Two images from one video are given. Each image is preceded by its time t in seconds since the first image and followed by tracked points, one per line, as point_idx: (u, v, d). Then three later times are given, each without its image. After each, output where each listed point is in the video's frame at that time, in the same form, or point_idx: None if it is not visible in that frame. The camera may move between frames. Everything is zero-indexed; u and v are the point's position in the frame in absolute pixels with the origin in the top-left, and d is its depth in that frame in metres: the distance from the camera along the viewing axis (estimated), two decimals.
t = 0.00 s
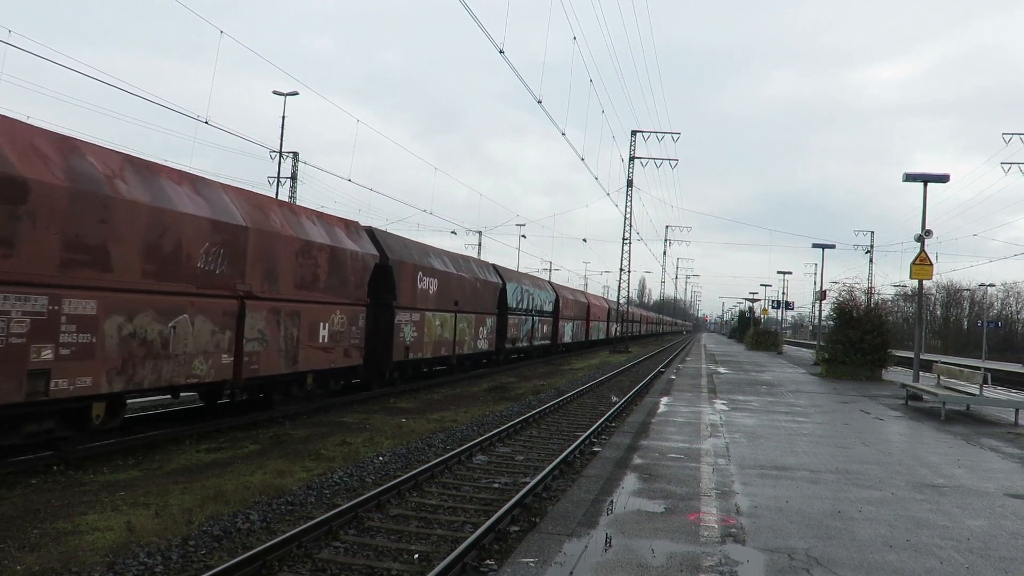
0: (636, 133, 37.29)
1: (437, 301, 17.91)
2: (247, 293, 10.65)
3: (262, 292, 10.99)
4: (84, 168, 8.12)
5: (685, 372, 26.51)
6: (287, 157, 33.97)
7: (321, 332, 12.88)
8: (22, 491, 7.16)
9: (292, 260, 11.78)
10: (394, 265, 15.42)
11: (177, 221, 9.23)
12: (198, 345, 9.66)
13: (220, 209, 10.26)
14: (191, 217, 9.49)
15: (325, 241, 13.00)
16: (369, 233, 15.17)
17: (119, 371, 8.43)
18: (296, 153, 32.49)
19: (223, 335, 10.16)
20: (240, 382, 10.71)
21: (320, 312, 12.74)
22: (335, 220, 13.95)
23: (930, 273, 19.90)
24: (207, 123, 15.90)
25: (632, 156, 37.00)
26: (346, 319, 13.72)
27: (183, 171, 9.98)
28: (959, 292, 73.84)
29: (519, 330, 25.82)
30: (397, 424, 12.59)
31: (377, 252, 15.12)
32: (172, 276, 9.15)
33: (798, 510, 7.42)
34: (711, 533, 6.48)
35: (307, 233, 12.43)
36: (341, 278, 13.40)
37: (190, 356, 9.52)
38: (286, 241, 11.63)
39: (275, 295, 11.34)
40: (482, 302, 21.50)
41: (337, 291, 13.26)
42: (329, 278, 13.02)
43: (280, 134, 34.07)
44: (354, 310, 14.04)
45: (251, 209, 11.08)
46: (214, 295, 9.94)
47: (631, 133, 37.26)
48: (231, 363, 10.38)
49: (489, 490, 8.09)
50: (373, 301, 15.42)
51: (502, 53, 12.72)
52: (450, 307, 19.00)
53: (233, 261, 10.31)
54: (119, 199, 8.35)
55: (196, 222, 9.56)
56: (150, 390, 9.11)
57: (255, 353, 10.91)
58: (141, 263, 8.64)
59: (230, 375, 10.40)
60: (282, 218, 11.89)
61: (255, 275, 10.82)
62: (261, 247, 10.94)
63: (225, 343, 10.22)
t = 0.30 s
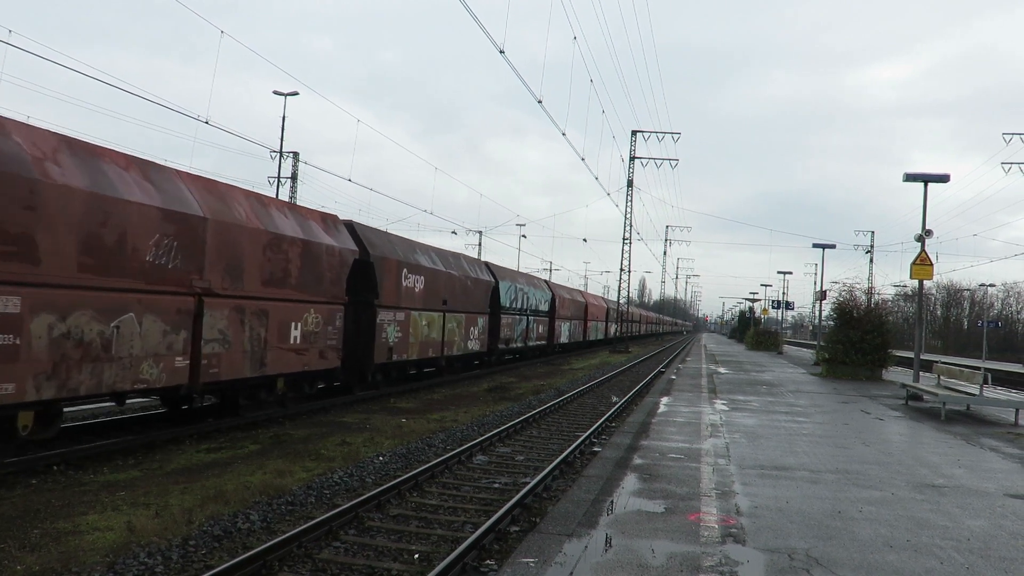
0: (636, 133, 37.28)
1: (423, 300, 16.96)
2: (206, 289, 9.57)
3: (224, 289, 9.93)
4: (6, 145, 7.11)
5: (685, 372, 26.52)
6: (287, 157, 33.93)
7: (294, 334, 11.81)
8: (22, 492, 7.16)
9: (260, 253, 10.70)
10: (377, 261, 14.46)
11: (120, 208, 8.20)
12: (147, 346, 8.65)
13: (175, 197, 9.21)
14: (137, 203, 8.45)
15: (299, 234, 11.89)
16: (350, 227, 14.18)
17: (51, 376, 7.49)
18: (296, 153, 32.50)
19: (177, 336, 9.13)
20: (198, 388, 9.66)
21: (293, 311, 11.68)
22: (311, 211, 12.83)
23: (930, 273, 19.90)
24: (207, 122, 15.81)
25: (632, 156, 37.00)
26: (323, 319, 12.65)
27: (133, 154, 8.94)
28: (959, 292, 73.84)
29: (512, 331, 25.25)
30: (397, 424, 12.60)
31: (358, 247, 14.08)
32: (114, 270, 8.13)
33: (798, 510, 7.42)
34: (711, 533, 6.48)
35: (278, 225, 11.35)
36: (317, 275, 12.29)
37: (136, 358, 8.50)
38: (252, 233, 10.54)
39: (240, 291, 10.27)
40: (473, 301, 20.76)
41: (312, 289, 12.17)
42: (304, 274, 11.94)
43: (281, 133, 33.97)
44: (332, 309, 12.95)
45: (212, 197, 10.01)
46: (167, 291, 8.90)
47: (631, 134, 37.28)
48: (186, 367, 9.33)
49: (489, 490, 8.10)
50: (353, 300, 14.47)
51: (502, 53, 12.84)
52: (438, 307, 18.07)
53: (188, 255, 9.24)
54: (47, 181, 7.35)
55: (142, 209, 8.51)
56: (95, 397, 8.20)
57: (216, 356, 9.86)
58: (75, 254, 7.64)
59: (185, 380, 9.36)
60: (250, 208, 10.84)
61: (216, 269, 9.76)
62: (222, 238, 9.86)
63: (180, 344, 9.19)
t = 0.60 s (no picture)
0: (637, 133, 37.24)
1: (407, 298, 16.21)
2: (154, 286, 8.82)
3: (176, 286, 9.17)
4: None
5: (685, 372, 26.52)
6: (287, 158, 33.77)
7: (259, 334, 11.02)
8: (22, 492, 7.15)
9: (219, 247, 9.95)
10: (357, 257, 13.78)
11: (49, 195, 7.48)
12: (83, 349, 7.92)
13: (118, 183, 8.47)
14: (70, 189, 7.72)
15: (265, 227, 11.09)
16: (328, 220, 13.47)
17: None
18: (295, 153, 32.43)
19: (121, 338, 8.39)
20: (147, 394, 8.92)
21: (257, 310, 10.90)
22: (280, 203, 12.03)
23: (930, 273, 19.89)
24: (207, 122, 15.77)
25: (632, 156, 36.99)
26: (293, 319, 11.86)
27: (69, 137, 8.20)
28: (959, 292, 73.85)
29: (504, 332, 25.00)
30: (397, 424, 12.59)
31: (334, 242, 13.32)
32: (44, 264, 7.43)
33: (798, 510, 7.42)
34: (711, 534, 6.47)
35: (240, 217, 10.57)
36: (285, 270, 11.50)
37: (72, 362, 7.82)
38: (209, 225, 9.76)
39: (193, 288, 9.49)
40: (463, 300, 20.10)
41: (280, 285, 11.38)
42: (271, 270, 11.15)
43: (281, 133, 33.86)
44: (304, 308, 12.16)
45: (162, 186, 9.25)
46: (107, 288, 8.18)
47: (631, 134, 37.27)
48: (133, 371, 8.59)
49: (489, 490, 8.08)
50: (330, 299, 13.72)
51: (502, 53, 12.76)
52: (423, 305, 17.32)
53: (133, 248, 8.49)
54: None
55: (76, 196, 7.78)
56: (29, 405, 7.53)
57: (167, 359, 9.12)
58: None
59: (132, 385, 8.64)
60: (209, 198, 10.08)
61: (166, 264, 9.00)
62: (173, 230, 9.11)
63: (124, 346, 8.45)
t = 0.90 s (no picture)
0: (637, 133, 37.24)
1: (390, 297, 15.49)
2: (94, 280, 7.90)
3: (121, 281, 8.25)
4: None
5: (685, 372, 26.55)
6: (287, 158, 33.36)
7: (220, 335, 10.03)
8: (22, 492, 7.16)
9: (172, 239, 9.02)
10: (334, 252, 12.96)
11: None
12: (6, 353, 6.96)
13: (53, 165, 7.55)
14: None
15: (227, 218, 10.16)
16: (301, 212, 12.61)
17: None
18: (295, 153, 32.44)
19: (53, 339, 7.44)
20: (86, 403, 7.97)
21: (218, 308, 9.94)
22: (247, 193, 11.10)
23: (930, 274, 19.89)
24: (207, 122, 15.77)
25: (632, 156, 36.97)
26: (260, 318, 10.92)
27: None
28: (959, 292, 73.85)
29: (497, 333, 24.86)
30: (398, 424, 12.60)
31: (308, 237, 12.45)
32: None
33: (798, 510, 7.42)
34: (711, 534, 6.48)
35: (198, 206, 9.64)
36: (251, 265, 10.56)
37: None
38: (161, 214, 8.84)
39: (140, 284, 8.54)
40: (451, 299, 19.54)
41: (244, 282, 10.43)
42: (234, 265, 10.20)
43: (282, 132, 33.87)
44: (274, 306, 11.24)
45: (105, 170, 8.31)
46: (38, 282, 7.27)
47: (631, 134, 37.25)
48: (67, 376, 7.62)
49: (490, 490, 8.10)
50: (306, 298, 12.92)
51: (502, 52, 12.76)
52: (408, 303, 16.62)
53: (67, 238, 7.55)
54: None
55: None
56: None
57: (110, 363, 8.17)
58: None
59: (65, 393, 7.66)
60: (162, 185, 9.16)
61: (109, 257, 8.06)
62: (117, 219, 8.18)
63: (58, 349, 7.50)
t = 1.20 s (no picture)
0: (637, 133, 37.35)
1: (369, 295, 15.09)
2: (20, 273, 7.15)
3: (50, 275, 7.46)
4: None
5: (684, 372, 26.55)
6: (287, 158, 33.55)
7: (171, 336, 9.17)
8: (22, 492, 7.16)
9: (112, 229, 8.21)
10: (308, 245, 12.53)
11: None
12: None
13: None
14: None
15: (181, 207, 9.34)
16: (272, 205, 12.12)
17: None
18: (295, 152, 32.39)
19: None
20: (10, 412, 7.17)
21: (169, 306, 9.10)
22: (206, 181, 10.30)
23: (930, 274, 19.88)
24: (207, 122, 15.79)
25: (632, 155, 36.98)
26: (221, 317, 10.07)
27: None
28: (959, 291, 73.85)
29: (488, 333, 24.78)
30: (398, 424, 12.61)
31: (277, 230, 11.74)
32: None
33: (798, 510, 7.43)
34: (711, 534, 6.49)
35: (146, 193, 8.83)
36: (208, 259, 9.74)
37: None
38: (98, 201, 8.04)
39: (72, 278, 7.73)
40: (436, 297, 19.22)
41: (201, 277, 9.60)
42: (187, 259, 9.37)
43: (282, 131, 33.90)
44: (239, 304, 10.40)
45: (33, 150, 7.53)
46: None
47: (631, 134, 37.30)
48: None
49: (490, 490, 8.10)
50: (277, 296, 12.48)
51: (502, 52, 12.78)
52: (389, 302, 16.24)
53: None
54: None
55: None
56: None
57: (37, 366, 7.38)
58: None
59: None
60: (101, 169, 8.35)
61: (34, 248, 7.28)
62: (44, 206, 7.41)
63: None
